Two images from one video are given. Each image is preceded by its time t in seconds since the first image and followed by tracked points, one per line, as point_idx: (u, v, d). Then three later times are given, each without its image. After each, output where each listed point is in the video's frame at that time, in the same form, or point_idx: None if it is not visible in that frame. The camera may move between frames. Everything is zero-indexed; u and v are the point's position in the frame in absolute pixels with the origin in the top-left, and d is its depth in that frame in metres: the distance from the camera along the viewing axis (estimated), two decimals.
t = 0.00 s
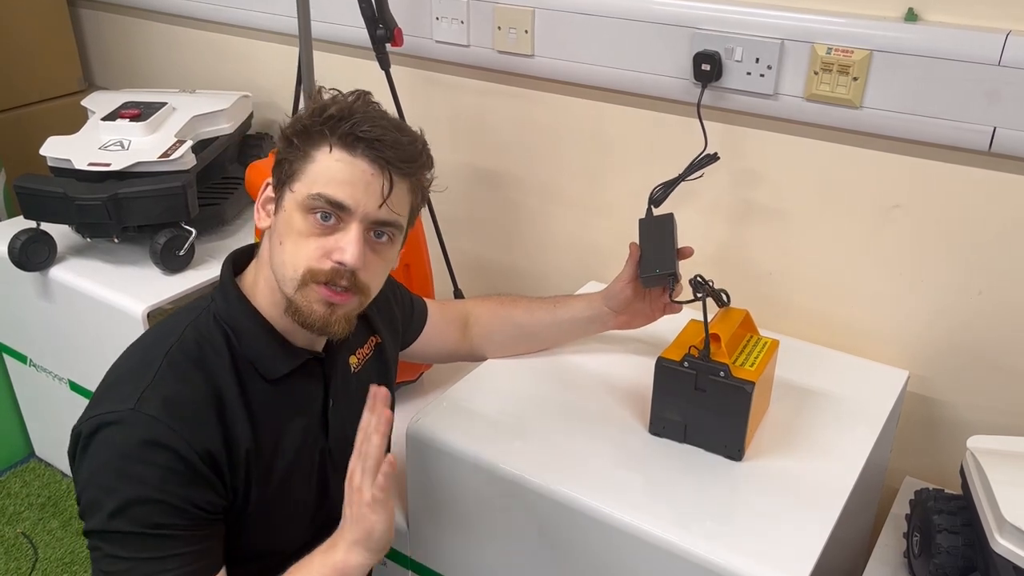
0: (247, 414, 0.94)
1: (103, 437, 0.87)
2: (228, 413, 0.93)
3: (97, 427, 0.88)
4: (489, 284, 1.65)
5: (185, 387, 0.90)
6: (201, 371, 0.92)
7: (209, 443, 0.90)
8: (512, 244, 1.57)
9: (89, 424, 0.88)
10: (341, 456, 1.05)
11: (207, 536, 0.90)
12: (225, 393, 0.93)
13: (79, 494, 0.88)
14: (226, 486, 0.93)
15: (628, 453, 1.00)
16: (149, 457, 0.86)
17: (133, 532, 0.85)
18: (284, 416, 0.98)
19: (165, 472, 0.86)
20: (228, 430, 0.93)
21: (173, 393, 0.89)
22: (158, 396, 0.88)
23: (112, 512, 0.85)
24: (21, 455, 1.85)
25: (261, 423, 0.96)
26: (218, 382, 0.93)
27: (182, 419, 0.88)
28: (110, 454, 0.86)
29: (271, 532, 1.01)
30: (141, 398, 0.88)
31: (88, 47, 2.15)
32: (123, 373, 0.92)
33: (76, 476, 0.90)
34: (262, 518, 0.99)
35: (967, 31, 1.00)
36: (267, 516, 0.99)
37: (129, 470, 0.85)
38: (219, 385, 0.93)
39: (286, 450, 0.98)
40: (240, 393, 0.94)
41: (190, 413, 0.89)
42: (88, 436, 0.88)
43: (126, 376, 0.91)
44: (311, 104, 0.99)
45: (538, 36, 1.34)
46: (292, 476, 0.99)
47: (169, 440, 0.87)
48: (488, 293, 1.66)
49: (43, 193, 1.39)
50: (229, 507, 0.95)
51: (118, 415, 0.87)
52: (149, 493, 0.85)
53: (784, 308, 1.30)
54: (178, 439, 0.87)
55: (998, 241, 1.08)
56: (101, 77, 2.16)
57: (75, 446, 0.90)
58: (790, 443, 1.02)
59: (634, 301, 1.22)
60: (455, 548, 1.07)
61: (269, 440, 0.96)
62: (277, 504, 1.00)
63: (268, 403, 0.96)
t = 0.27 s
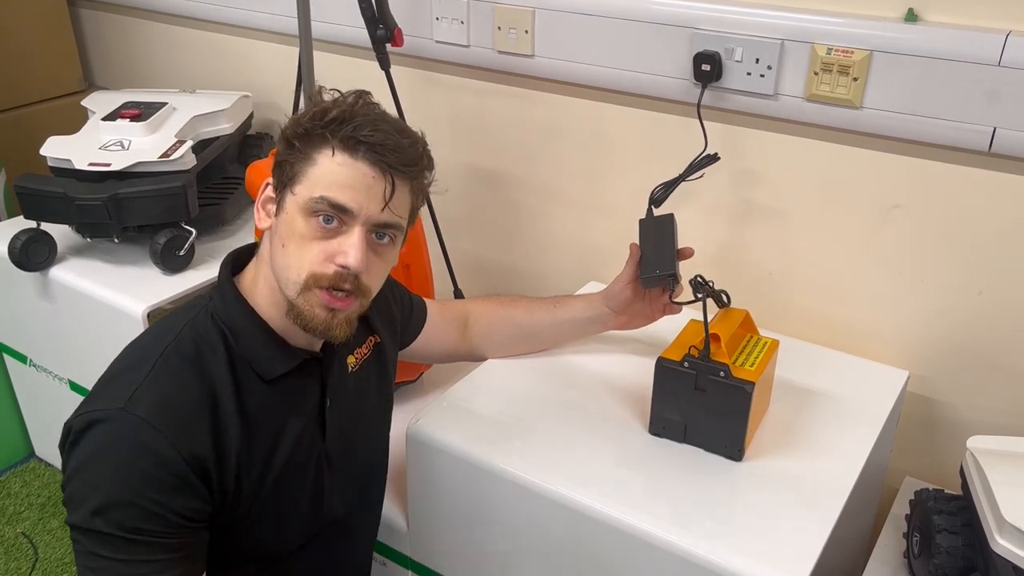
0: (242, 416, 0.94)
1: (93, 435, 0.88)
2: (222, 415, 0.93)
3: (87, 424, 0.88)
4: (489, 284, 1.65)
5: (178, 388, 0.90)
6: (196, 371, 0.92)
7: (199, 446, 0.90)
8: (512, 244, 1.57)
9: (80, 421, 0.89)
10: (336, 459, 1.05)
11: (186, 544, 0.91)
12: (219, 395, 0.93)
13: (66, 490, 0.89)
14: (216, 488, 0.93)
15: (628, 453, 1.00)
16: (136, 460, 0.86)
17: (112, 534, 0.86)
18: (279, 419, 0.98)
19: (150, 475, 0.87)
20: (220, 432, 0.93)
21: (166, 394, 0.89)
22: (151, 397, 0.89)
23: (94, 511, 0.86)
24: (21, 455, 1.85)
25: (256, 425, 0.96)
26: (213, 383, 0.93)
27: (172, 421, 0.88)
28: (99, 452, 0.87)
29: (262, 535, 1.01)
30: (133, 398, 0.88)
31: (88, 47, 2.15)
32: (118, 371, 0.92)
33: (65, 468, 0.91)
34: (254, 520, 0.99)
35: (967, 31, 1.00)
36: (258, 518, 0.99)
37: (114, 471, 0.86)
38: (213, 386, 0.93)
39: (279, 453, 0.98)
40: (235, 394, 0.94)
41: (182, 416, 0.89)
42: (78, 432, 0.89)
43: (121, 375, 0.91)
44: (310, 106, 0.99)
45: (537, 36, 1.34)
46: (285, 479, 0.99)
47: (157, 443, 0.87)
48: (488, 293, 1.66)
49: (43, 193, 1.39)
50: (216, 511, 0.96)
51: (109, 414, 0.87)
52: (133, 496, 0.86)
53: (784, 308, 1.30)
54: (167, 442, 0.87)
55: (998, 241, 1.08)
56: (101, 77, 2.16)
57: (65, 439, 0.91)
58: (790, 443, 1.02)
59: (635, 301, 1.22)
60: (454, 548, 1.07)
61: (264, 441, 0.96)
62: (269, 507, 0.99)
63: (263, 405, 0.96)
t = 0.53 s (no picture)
0: (237, 417, 0.94)
1: (88, 438, 0.88)
2: (217, 416, 0.93)
3: (83, 427, 0.88)
4: (489, 284, 1.65)
5: (173, 389, 0.90)
6: (190, 373, 0.92)
7: (195, 447, 0.90)
8: (512, 244, 1.57)
9: (76, 424, 0.89)
10: (334, 459, 1.05)
11: (189, 542, 0.91)
12: (215, 395, 0.93)
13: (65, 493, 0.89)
14: (214, 488, 0.93)
15: (628, 454, 1.00)
16: (133, 461, 0.86)
17: (113, 535, 0.86)
18: (275, 419, 0.97)
19: (148, 476, 0.87)
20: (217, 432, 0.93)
21: (161, 396, 0.89)
22: (146, 398, 0.89)
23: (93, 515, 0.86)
24: (21, 455, 1.85)
25: (251, 425, 0.95)
26: (208, 384, 0.93)
27: (168, 422, 0.88)
28: (96, 455, 0.87)
29: (261, 536, 1.01)
30: (128, 400, 0.88)
31: (88, 47, 2.15)
32: (113, 373, 0.92)
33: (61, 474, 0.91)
34: (252, 519, 0.99)
35: (968, 31, 1.00)
36: (257, 518, 0.99)
37: (112, 473, 0.86)
38: (209, 387, 0.93)
39: (275, 454, 0.98)
40: (230, 395, 0.94)
41: (176, 417, 0.89)
42: (73, 436, 0.89)
43: (116, 377, 0.91)
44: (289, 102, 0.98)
45: (538, 36, 1.34)
46: (282, 479, 0.99)
47: (154, 444, 0.87)
48: (488, 293, 1.66)
49: (43, 193, 1.39)
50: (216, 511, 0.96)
51: (104, 417, 0.87)
52: (132, 498, 0.86)
53: (784, 308, 1.30)
54: (163, 443, 0.87)
55: (998, 241, 1.08)
56: (100, 77, 2.16)
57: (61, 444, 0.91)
58: (790, 443, 1.02)
59: (635, 302, 1.22)
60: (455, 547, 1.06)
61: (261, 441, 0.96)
62: (268, 507, 0.99)
63: (258, 406, 0.96)
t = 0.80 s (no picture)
0: (244, 414, 0.94)
1: (97, 442, 0.87)
2: (224, 414, 0.93)
3: (91, 431, 0.88)
4: (489, 284, 1.65)
5: (180, 388, 0.90)
6: (197, 372, 0.92)
7: (206, 445, 0.90)
8: (513, 244, 1.57)
9: (84, 430, 0.88)
10: (338, 455, 1.05)
11: (200, 542, 0.91)
12: (221, 393, 0.93)
13: (75, 500, 0.89)
14: (224, 487, 0.93)
15: (629, 454, 1.00)
16: (145, 462, 0.86)
17: (127, 538, 0.85)
18: (281, 416, 0.98)
19: (161, 477, 0.87)
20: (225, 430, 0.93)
21: (168, 396, 0.89)
22: (153, 400, 0.89)
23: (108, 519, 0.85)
24: (22, 455, 1.85)
25: (259, 422, 0.96)
26: (214, 382, 0.93)
27: (177, 422, 0.88)
28: (107, 459, 0.86)
29: (271, 533, 1.01)
30: (136, 401, 0.88)
31: (88, 47, 2.15)
32: (118, 378, 0.92)
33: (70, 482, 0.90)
34: (261, 517, 0.99)
35: (967, 31, 1.00)
36: (267, 516, 0.99)
37: (124, 476, 0.86)
38: (215, 385, 0.93)
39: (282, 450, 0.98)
40: (237, 393, 0.94)
41: (185, 416, 0.89)
42: (82, 442, 0.88)
43: (121, 380, 0.91)
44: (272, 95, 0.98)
45: (538, 37, 1.34)
46: (290, 475, 1.00)
47: (165, 443, 0.87)
48: (488, 293, 1.66)
49: (43, 193, 1.39)
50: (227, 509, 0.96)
51: (113, 420, 0.87)
52: (146, 499, 0.86)
53: (784, 309, 1.30)
54: (173, 442, 0.87)
55: (998, 241, 1.08)
56: (101, 77, 2.16)
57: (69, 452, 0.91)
58: (790, 443, 1.02)
59: (635, 303, 1.22)
60: (455, 546, 1.06)
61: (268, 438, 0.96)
62: (276, 504, 0.99)
63: (263, 403, 0.96)
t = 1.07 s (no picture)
0: (239, 413, 0.94)
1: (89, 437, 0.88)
2: (219, 412, 0.93)
3: (84, 426, 0.88)
4: (489, 284, 1.65)
5: (174, 386, 0.90)
6: (192, 369, 0.92)
7: (198, 443, 0.90)
8: (513, 244, 1.57)
9: (78, 424, 0.89)
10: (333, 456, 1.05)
11: (188, 542, 0.91)
12: (216, 392, 0.93)
13: (66, 492, 0.89)
14: (216, 485, 0.93)
15: (629, 454, 1.00)
16: (134, 459, 0.86)
17: (116, 534, 0.86)
18: (275, 416, 0.98)
19: (150, 474, 0.87)
20: (219, 430, 0.93)
21: (163, 394, 0.89)
22: (147, 397, 0.89)
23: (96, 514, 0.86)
24: (22, 454, 1.85)
25: (253, 421, 0.96)
26: (209, 381, 0.93)
27: (170, 420, 0.88)
28: (98, 455, 0.87)
29: (263, 533, 1.01)
30: (130, 398, 0.88)
31: (88, 47, 2.15)
32: (113, 374, 0.92)
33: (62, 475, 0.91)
34: (254, 516, 0.99)
35: (967, 32, 1.00)
36: (259, 515, 0.99)
37: (113, 472, 0.86)
38: (211, 384, 0.93)
39: (277, 449, 0.98)
40: (232, 391, 0.94)
41: (179, 414, 0.89)
42: (75, 436, 0.89)
43: (116, 377, 0.91)
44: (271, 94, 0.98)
45: (537, 37, 1.34)
46: (284, 474, 1.00)
47: (156, 441, 0.87)
48: (488, 293, 1.66)
49: (43, 193, 1.39)
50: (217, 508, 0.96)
51: (106, 416, 0.87)
52: (135, 496, 0.86)
53: (784, 309, 1.30)
54: (165, 440, 0.87)
55: (998, 241, 1.08)
56: (100, 77, 2.16)
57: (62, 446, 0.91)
58: (790, 444, 1.02)
59: (635, 303, 1.22)
60: (455, 546, 1.07)
61: (262, 437, 0.96)
62: (270, 503, 0.99)
63: (259, 402, 0.96)
